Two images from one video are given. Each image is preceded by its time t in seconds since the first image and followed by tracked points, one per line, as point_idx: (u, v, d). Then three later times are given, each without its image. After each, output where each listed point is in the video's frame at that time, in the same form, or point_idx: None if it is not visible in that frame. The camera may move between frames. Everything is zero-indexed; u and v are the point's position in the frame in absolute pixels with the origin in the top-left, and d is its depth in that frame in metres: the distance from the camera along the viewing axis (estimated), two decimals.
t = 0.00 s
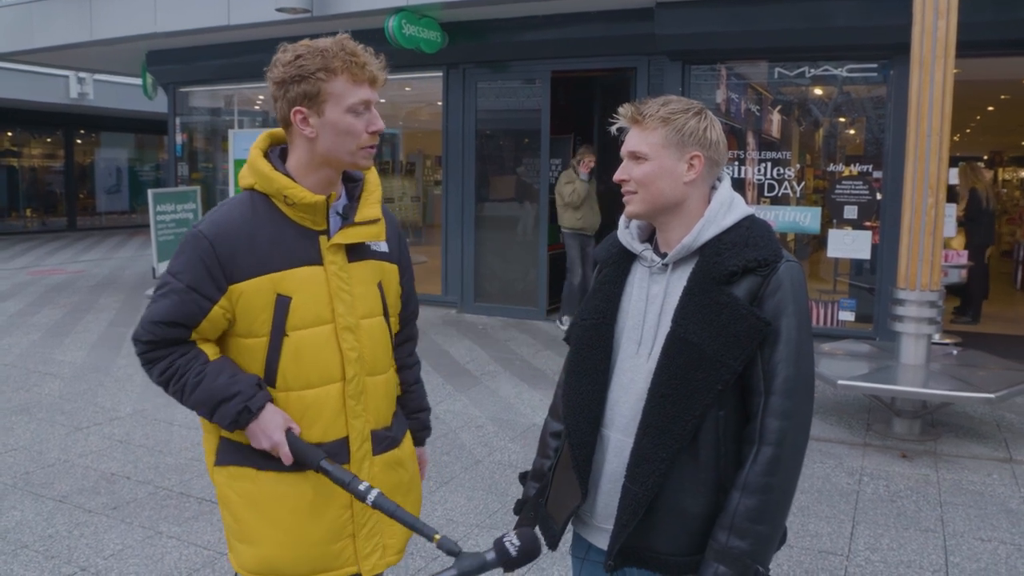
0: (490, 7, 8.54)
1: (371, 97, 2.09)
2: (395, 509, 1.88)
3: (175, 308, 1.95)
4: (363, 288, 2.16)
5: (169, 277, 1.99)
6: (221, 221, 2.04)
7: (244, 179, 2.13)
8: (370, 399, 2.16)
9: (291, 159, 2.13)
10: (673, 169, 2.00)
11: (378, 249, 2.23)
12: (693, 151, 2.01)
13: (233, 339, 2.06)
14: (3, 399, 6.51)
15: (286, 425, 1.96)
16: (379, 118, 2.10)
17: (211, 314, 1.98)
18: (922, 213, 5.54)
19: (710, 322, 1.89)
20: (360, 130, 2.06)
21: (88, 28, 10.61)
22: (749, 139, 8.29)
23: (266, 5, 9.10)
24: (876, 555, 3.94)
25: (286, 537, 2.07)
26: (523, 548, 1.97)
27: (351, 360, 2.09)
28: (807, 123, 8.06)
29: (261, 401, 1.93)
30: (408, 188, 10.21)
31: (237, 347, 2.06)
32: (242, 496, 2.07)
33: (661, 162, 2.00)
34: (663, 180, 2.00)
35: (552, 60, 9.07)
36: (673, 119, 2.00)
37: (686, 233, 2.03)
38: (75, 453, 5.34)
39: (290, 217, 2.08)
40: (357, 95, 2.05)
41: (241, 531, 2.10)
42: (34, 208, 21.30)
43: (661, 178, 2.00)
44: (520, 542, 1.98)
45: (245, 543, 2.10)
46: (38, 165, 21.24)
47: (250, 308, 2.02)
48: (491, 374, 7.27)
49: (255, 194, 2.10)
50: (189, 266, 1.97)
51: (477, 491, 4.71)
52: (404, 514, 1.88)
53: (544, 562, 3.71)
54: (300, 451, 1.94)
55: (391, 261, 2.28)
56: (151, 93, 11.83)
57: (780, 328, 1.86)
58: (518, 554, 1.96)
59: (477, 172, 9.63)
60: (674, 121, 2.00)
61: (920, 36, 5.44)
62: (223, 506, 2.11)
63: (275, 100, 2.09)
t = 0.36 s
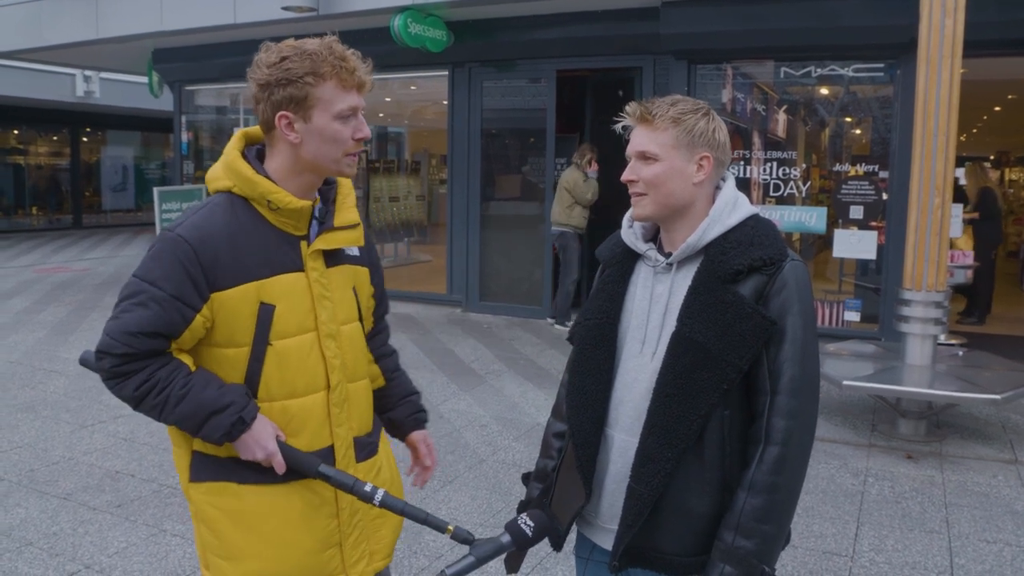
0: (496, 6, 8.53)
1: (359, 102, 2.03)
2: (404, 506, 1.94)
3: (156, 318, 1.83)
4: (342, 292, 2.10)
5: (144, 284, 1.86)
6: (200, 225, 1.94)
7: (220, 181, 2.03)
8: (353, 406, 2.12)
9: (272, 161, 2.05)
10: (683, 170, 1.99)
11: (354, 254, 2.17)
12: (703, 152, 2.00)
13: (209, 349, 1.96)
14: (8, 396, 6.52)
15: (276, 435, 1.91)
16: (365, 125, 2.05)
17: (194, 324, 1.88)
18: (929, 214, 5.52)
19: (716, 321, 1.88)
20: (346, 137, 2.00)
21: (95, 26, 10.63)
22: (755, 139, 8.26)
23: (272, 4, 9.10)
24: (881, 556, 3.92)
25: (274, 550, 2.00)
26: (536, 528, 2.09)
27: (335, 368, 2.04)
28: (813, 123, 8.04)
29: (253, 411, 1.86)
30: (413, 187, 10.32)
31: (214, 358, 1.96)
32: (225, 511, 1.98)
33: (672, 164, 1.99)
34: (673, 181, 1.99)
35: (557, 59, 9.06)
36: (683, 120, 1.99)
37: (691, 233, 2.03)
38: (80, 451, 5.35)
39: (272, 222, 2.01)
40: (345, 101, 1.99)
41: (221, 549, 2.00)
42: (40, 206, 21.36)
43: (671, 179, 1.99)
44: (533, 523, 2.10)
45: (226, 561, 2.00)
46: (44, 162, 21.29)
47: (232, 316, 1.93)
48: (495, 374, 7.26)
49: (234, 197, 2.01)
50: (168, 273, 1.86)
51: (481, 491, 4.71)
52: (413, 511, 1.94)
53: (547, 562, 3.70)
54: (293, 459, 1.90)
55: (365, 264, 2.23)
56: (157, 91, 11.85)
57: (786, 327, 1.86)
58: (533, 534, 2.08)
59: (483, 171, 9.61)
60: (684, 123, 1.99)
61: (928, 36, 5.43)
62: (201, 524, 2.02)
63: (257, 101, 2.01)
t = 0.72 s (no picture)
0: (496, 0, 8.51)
1: (342, 90, 2.01)
2: (408, 503, 1.90)
3: (148, 319, 1.80)
4: (331, 284, 2.11)
5: (135, 284, 1.83)
6: (189, 221, 1.91)
7: (205, 175, 2.00)
8: (347, 399, 2.13)
9: (257, 154, 2.03)
10: (683, 165, 1.98)
11: (339, 246, 2.18)
12: (703, 146, 2.00)
13: (202, 348, 1.94)
14: (8, 390, 6.52)
15: (275, 433, 1.91)
16: (349, 114, 2.03)
17: (187, 323, 1.85)
18: (929, 209, 5.51)
19: (715, 315, 1.87)
20: (330, 126, 1.99)
21: (94, 19, 10.61)
22: (755, 134, 8.25)
23: None
24: (879, 551, 3.92)
25: (278, 548, 1.99)
26: (542, 522, 2.05)
27: (329, 360, 2.05)
28: (814, 118, 8.02)
29: (251, 413, 1.87)
30: (413, 181, 10.34)
31: (208, 357, 1.94)
32: (226, 513, 1.97)
33: (672, 158, 1.98)
34: (672, 175, 1.98)
35: (557, 53, 9.04)
36: (682, 115, 1.99)
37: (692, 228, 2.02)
38: (80, 444, 5.35)
39: (260, 216, 1.99)
40: (329, 89, 1.98)
41: (224, 550, 1.98)
42: (40, 200, 21.34)
43: (671, 173, 1.98)
44: (539, 517, 2.05)
45: (229, 562, 1.99)
46: (44, 156, 21.26)
47: (226, 314, 1.91)
48: (495, 369, 7.26)
49: (220, 191, 1.98)
50: (159, 272, 1.83)
51: (481, 485, 4.71)
52: (418, 507, 1.91)
53: (546, 557, 3.71)
54: (294, 458, 1.90)
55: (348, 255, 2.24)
56: (157, 84, 11.82)
57: (785, 322, 1.85)
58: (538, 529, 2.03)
59: (483, 166, 9.60)
60: (684, 117, 1.98)
61: (929, 32, 5.42)
62: (202, 527, 2.00)
63: (240, 91, 1.99)
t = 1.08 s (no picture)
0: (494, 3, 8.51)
1: (329, 93, 2.00)
2: (394, 507, 1.89)
3: (132, 322, 1.80)
4: (320, 289, 2.09)
5: (119, 288, 1.83)
6: (174, 225, 1.91)
7: (193, 178, 2.00)
8: (334, 405, 2.12)
9: (245, 157, 2.03)
10: (679, 168, 1.98)
11: (329, 250, 2.16)
12: (699, 149, 2.00)
13: (188, 352, 1.94)
14: (4, 393, 6.50)
15: (261, 437, 1.90)
16: (337, 117, 2.02)
17: (171, 327, 1.85)
18: (926, 212, 5.51)
19: (713, 319, 1.87)
20: (317, 129, 1.98)
21: (92, 21, 10.60)
22: (753, 138, 8.26)
23: None
24: (876, 556, 3.92)
25: (263, 553, 1.99)
26: (529, 528, 2.04)
27: (316, 365, 2.03)
28: (811, 122, 8.03)
29: (235, 418, 1.86)
30: (411, 184, 10.36)
31: (194, 361, 1.94)
32: (211, 517, 1.96)
33: (669, 162, 1.98)
34: (669, 179, 1.98)
35: (555, 56, 9.04)
36: (679, 118, 1.99)
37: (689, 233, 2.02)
38: (75, 447, 5.33)
39: (247, 220, 1.99)
40: (315, 91, 1.97)
41: (208, 554, 1.97)
42: (37, 202, 21.31)
43: (668, 177, 1.98)
44: (526, 523, 2.04)
45: (213, 565, 1.98)
46: (41, 158, 21.24)
47: (211, 318, 1.91)
48: (492, 372, 7.25)
49: (207, 195, 1.98)
50: (143, 276, 1.83)
51: (477, 489, 4.70)
52: (405, 511, 1.89)
53: (542, 561, 3.70)
54: (281, 463, 1.89)
55: (340, 259, 2.22)
56: (155, 86, 11.81)
57: (783, 326, 1.85)
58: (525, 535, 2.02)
59: (480, 169, 9.60)
60: (681, 120, 1.98)
61: (926, 36, 5.43)
62: (187, 531, 1.99)
63: (227, 93, 1.99)
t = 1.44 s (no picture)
0: (493, 5, 8.52)
1: (323, 97, 2.00)
2: (382, 519, 1.87)
3: (123, 325, 1.81)
4: (317, 293, 2.09)
5: (112, 291, 1.84)
6: (167, 228, 1.91)
7: (189, 182, 2.00)
8: (330, 410, 2.11)
9: (240, 161, 2.03)
10: (680, 169, 1.98)
11: (328, 254, 2.16)
12: (699, 150, 2.00)
13: (182, 355, 1.94)
14: (5, 398, 6.51)
15: (252, 443, 1.89)
16: (331, 120, 2.02)
17: (163, 331, 1.85)
18: (926, 212, 5.52)
19: (715, 320, 1.87)
20: (310, 133, 1.98)
21: (92, 26, 10.61)
22: (752, 139, 8.28)
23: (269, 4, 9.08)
24: (879, 556, 3.92)
25: (254, 559, 1.98)
26: (517, 549, 1.95)
27: (310, 370, 2.03)
28: (811, 123, 8.04)
29: (225, 424, 1.85)
30: (411, 187, 10.36)
31: (187, 365, 1.94)
32: (203, 521, 1.96)
33: (669, 163, 1.98)
34: (669, 180, 1.98)
35: (555, 59, 9.05)
36: (679, 119, 1.98)
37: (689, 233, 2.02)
38: (77, 452, 5.34)
39: (241, 223, 1.99)
40: (307, 96, 1.97)
41: (202, 558, 1.98)
42: (37, 207, 21.33)
43: (669, 178, 1.98)
44: (514, 544, 1.95)
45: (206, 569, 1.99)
46: (42, 163, 21.27)
47: (204, 322, 1.91)
48: (493, 374, 7.25)
49: (202, 199, 1.99)
50: (136, 279, 1.84)
51: (478, 491, 4.70)
52: (391, 523, 1.87)
53: (544, 563, 3.70)
54: (271, 470, 1.88)
55: (340, 263, 2.22)
56: (155, 91, 11.83)
57: (784, 327, 1.85)
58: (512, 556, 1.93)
59: (481, 171, 9.61)
60: (681, 122, 1.98)
61: (925, 36, 5.42)
62: (182, 534, 2.00)
63: (221, 98, 2.00)
